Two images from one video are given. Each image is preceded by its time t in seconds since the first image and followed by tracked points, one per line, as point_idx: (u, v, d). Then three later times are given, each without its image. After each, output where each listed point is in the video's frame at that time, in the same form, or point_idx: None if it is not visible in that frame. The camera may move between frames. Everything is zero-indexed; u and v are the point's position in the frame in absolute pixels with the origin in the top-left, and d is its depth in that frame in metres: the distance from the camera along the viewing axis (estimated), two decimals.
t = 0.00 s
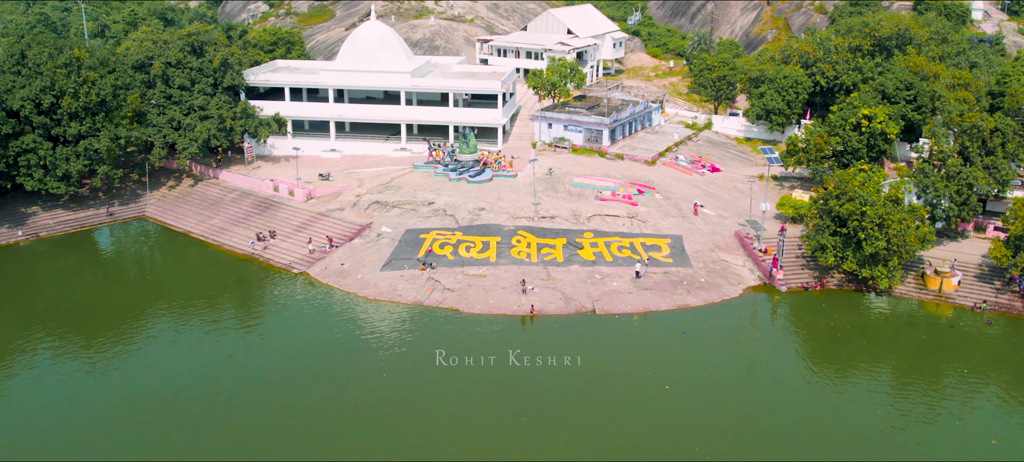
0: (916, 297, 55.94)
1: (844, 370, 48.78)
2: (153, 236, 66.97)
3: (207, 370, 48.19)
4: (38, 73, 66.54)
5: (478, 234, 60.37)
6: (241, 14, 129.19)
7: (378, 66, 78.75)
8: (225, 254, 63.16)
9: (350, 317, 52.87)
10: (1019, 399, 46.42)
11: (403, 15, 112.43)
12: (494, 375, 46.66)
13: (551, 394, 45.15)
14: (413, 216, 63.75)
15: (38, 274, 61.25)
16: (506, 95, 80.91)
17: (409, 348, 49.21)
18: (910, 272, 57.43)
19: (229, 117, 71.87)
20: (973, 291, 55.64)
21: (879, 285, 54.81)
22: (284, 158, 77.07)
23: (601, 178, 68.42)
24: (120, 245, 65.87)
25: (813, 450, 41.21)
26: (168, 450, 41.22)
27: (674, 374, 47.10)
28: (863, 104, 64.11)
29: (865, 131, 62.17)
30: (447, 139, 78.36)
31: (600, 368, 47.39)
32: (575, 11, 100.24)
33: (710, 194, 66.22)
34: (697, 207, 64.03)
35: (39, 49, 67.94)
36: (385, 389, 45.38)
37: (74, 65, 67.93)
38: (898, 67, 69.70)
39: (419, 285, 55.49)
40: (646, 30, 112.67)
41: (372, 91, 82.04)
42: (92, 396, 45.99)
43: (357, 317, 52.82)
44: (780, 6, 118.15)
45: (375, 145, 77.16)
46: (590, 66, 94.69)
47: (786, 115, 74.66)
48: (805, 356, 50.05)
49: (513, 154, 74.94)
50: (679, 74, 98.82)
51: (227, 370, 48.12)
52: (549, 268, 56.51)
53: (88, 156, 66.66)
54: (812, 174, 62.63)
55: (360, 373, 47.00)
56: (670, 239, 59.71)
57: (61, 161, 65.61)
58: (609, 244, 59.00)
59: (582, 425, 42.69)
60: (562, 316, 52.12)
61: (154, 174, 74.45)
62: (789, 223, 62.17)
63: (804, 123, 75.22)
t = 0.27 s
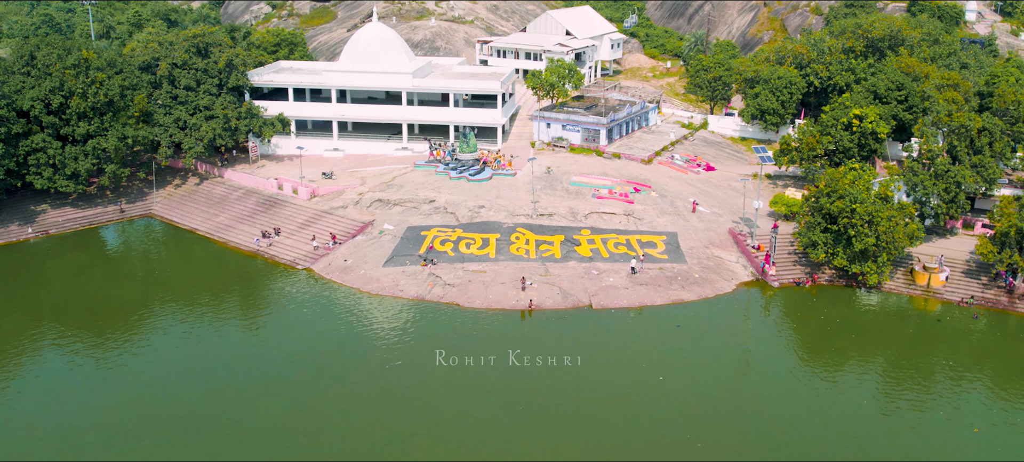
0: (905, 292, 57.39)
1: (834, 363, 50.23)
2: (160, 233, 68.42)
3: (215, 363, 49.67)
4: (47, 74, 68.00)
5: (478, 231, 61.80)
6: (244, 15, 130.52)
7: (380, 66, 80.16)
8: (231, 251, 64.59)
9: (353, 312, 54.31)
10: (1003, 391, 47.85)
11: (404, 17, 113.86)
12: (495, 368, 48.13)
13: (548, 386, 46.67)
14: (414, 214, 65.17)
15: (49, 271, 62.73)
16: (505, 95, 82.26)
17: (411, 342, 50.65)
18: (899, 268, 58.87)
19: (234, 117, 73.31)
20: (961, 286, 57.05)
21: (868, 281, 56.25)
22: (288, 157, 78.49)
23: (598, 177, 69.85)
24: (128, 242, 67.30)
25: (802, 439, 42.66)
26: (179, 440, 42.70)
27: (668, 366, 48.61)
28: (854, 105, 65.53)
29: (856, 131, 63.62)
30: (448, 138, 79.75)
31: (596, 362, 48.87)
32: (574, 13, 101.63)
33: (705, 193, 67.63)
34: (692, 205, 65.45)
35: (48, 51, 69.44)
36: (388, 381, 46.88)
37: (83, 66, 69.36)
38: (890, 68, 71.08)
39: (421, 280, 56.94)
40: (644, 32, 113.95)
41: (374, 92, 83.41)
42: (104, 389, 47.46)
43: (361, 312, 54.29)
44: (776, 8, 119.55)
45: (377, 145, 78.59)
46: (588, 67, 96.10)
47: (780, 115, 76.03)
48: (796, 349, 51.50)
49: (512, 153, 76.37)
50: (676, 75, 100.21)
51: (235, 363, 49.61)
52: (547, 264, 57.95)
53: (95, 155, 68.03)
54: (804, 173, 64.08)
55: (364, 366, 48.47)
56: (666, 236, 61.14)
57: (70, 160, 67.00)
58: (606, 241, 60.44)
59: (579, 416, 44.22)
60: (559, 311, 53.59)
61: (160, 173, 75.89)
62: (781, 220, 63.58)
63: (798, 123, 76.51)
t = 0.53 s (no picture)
0: (894, 288, 58.84)
1: (823, 356, 51.69)
2: (166, 231, 69.88)
3: (222, 356, 51.15)
4: (56, 75, 69.45)
5: (478, 228, 63.27)
6: (247, 16, 131.98)
7: (381, 67, 81.61)
8: (236, 248, 66.04)
9: (356, 307, 55.77)
10: (987, 382, 49.31)
11: (404, 18, 115.29)
12: (494, 361, 49.61)
13: (545, 378, 48.14)
14: (415, 211, 66.63)
15: (59, 267, 64.23)
16: (504, 95, 83.68)
17: (412, 336, 52.12)
18: (888, 264, 60.33)
19: (239, 117, 74.79)
20: (948, 281, 58.51)
21: (858, 276, 57.69)
22: (291, 156, 79.92)
23: (595, 175, 71.31)
24: (135, 239, 68.76)
25: (791, 429, 44.16)
26: (189, 428, 44.19)
27: (662, 359, 50.10)
28: (846, 105, 66.97)
29: (847, 130, 65.11)
30: (448, 137, 81.22)
31: (592, 355, 50.35)
32: (572, 14, 103.04)
33: (700, 191, 69.05)
34: (687, 203, 66.93)
35: (57, 52, 70.92)
36: (391, 374, 48.37)
37: (90, 67, 70.82)
38: (881, 69, 72.49)
39: (422, 276, 58.41)
40: (641, 33, 115.34)
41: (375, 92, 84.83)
42: (115, 381, 48.95)
43: (364, 307, 55.77)
44: (773, 9, 121.06)
45: (378, 144, 80.05)
46: (586, 68, 97.59)
47: (774, 114, 77.45)
48: (787, 343, 52.96)
49: (511, 152, 77.84)
50: (673, 75, 101.67)
51: (242, 356, 51.11)
52: (545, 260, 59.42)
53: (103, 154, 69.47)
54: (797, 171, 65.61)
55: (367, 358, 49.95)
56: (661, 233, 62.59)
57: (78, 159, 68.43)
58: (603, 237, 61.88)
59: (575, 406, 45.71)
60: (557, 305, 55.07)
61: (167, 172, 77.35)
62: (774, 218, 64.94)
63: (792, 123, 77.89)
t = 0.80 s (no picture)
0: (884, 282, 60.38)
1: (813, 349, 53.21)
2: (173, 228, 71.39)
3: (229, 349, 52.67)
4: (65, 75, 71.02)
5: (477, 225, 64.77)
6: (249, 17, 133.49)
7: (383, 68, 83.11)
8: (241, 245, 67.53)
9: (359, 301, 57.30)
10: (971, 373, 50.86)
11: (405, 19, 116.81)
12: (493, 352, 51.12)
13: (543, 369, 49.65)
14: (417, 208, 68.13)
15: (68, 263, 65.77)
16: (504, 95, 85.20)
17: (414, 329, 53.60)
18: (878, 259, 61.84)
19: (243, 117, 76.33)
20: (936, 276, 60.04)
21: (848, 271, 59.21)
22: (295, 155, 81.41)
23: (593, 173, 72.81)
24: (142, 236, 70.23)
25: (780, 417, 45.65)
26: (199, 416, 45.70)
27: (656, 351, 51.60)
28: (837, 104, 68.41)
29: (839, 129, 66.50)
30: (448, 136, 82.72)
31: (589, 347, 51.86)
32: (571, 15, 104.56)
33: (695, 189, 70.56)
34: (682, 201, 68.43)
35: (66, 53, 72.52)
36: (393, 365, 49.90)
37: (98, 67, 72.35)
38: (873, 69, 74.01)
39: (423, 271, 59.93)
40: (639, 33, 117.00)
41: (377, 92, 86.29)
42: (125, 373, 50.47)
43: (367, 301, 57.29)
44: (769, 10, 122.61)
45: (380, 143, 81.56)
46: (584, 68, 99.14)
47: (769, 114, 78.91)
48: (778, 335, 54.50)
49: (510, 150, 79.36)
50: (670, 75, 103.19)
51: (249, 348, 52.61)
52: (543, 256, 60.93)
53: (111, 152, 70.95)
54: (790, 169, 67.12)
55: (371, 350, 51.48)
56: (657, 229, 64.09)
57: (87, 158, 69.88)
58: (600, 234, 63.39)
59: (571, 396, 47.23)
60: (554, 299, 56.59)
61: (173, 171, 78.85)
62: (767, 215, 66.50)
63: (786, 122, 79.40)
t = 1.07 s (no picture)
0: (872, 276, 62.01)
1: (803, 340, 54.82)
2: (180, 224, 72.99)
3: (237, 341, 54.31)
4: (73, 75, 72.61)
5: (477, 221, 66.37)
6: (252, 17, 135.03)
7: (385, 67, 84.71)
8: (246, 241, 69.11)
9: (362, 295, 58.93)
10: (955, 363, 52.49)
11: (406, 19, 118.39)
12: (492, 344, 52.75)
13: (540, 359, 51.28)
14: (418, 205, 69.73)
15: (78, 258, 67.41)
16: (503, 94, 86.84)
17: (415, 321, 55.24)
18: (867, 254, 63.44)
19: (248, 115, 77.94)
20: (924, 270, 61.62)
21: (838, 265, 60.82)
22: (299, 152, 82.99)
23: (590, 170, 74.39)
24: (149, 233, 71.81)
25: (769, 405, 47.32)
26: (209, 403, 47.36)
27: (650, 342, 53.23)
28: (829, 103, 69.88)
29: (830, 127, 67.93)
30: (449, 135, 84.32)
31: (585, 339, 53.50)
32: (569, 16, 106.13)
33: (690, 186, 72.16)
34: (677, 197, 70.02)
35: (74, 53, 74.10)
36: (395, 355, 51.53)
37: (106, 67, 73.93)
38: (865, 69, 75.60)
39: (424, 265, 61.56)
40: (636, 33, 118.65)
41: (379, 91, 87.84)
42: (135, 364, 52.09)
43: (369, 295, 58.92)
44: (765, 10, 124.22)
45: (382, 141, 83.18)
46: (583, 68, 100.80)
47: (763, 112, 80.46)
48: (769, 327, 56.12)
49: (509, 148, 80.99)
50: (667, 75, 104.79)
51: (256, 340, 54.23)
52: (541, 251, 62.54)
53: (119, 150, 72.51)
54: (783, 167, 68.70)
55: (374, 342, 53.14)
56: (652, 225, 65.69)
57: (95, 155, 71.44)
58: (597, 229, 65.00)
59: (567, 385, 48.87)
60: (552, 293, 58.21)
61: (179, 168, 80.45)
62: (760, 211, 68.09)
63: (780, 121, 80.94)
